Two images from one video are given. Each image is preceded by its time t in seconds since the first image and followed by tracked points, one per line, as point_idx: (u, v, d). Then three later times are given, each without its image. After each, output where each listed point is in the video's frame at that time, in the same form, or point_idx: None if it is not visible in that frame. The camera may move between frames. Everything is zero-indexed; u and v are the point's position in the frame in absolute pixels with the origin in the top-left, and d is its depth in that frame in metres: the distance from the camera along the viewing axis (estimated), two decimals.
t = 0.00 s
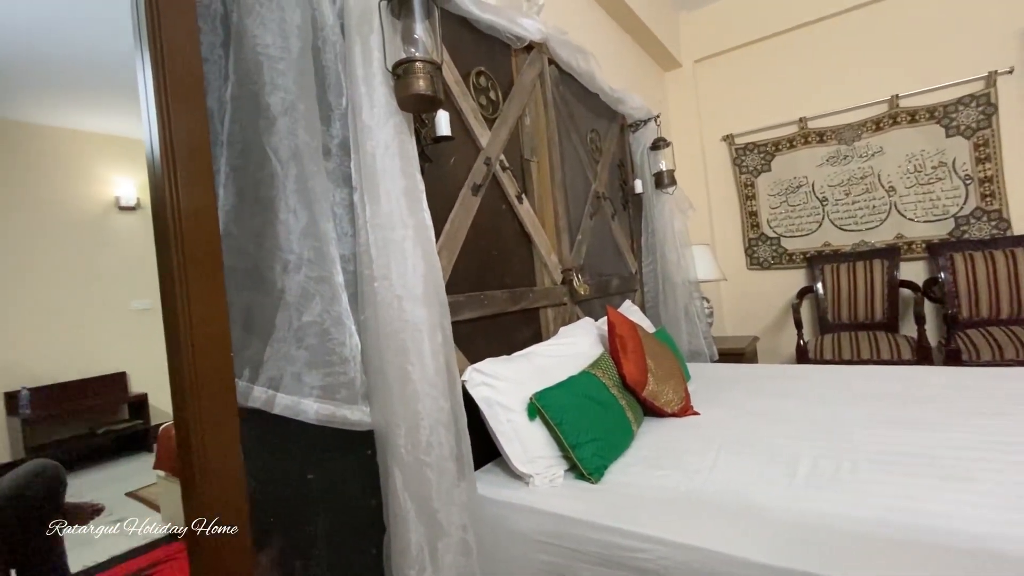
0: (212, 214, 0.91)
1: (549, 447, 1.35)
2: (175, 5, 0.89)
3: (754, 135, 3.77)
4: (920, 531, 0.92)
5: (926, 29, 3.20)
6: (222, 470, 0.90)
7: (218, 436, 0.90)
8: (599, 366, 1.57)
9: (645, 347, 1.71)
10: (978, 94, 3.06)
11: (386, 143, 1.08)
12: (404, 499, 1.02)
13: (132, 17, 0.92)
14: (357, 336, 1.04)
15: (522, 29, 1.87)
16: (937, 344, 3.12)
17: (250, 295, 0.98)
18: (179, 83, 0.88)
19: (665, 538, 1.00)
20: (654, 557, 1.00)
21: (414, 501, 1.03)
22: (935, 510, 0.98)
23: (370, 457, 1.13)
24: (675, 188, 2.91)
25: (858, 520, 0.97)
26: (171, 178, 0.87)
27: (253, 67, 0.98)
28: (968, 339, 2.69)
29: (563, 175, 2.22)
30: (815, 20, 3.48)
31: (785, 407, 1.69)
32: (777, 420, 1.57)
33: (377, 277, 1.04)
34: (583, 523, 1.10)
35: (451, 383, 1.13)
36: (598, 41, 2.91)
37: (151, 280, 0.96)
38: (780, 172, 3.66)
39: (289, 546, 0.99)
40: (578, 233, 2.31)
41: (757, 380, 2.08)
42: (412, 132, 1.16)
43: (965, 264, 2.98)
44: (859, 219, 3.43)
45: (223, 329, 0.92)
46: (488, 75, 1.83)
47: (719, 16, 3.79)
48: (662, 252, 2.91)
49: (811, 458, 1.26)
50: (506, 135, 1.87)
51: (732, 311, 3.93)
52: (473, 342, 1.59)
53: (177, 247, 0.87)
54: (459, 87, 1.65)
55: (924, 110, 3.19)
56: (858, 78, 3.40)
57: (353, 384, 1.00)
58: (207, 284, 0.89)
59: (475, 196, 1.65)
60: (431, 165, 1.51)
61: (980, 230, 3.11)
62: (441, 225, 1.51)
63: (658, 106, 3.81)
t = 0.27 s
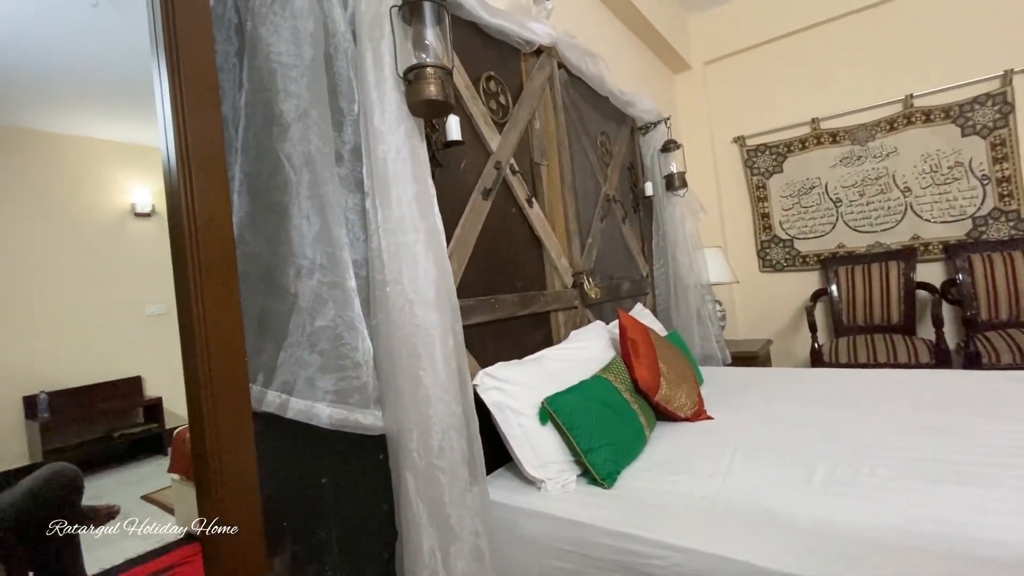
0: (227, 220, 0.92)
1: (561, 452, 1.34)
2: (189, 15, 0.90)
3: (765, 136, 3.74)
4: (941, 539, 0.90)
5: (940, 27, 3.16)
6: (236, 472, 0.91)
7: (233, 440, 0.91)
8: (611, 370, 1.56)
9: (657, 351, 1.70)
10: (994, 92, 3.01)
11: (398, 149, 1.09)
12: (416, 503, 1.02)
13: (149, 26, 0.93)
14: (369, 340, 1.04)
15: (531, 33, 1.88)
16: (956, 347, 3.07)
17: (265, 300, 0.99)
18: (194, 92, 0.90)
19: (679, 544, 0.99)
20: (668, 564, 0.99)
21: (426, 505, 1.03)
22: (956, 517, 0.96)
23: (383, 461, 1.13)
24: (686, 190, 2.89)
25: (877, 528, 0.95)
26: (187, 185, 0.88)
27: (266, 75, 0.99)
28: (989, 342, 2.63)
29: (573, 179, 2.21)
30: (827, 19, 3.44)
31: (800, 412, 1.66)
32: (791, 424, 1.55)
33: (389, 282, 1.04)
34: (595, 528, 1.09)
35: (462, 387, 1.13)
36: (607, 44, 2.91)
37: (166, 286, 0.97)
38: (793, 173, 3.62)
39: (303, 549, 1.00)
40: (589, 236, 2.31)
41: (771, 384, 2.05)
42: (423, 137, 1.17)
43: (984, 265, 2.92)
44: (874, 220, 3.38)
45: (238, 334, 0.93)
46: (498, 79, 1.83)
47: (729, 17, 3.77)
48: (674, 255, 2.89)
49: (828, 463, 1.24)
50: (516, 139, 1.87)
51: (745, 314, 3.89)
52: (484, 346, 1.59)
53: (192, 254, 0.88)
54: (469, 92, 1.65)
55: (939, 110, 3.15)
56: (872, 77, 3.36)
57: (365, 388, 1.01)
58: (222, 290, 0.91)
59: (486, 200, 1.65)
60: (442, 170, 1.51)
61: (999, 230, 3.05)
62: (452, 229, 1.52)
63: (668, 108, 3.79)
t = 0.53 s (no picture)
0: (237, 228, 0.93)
1: (570, 460, 1.33)
2: (201, 27, 0.92)
3: (773, 141, 3.73)
4: (959, 549, 0.88)
5: (949, 30, 3.13)
6: (245, 478, 0.91)
7: (242, 447, 0.91)
8: (619, 377, 1.55)
9: (666, 357, 1.69)
10: (1005, 95, 2.98)
11: (406, 156, 1.09)
12: (424, 512, 1.02)
13: (162, 40, 0.95)
14: (378, 347, 1.04)
15: (537, 41, 1.89)
16: (970, 353, 3.02)
17: (275, 307, 1.00)
18: (206, 102, 0.91)
19: (690, 554, 0.97)
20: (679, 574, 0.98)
21: (435, 513, 1.02)
22: (974, 527, 0.94)
23: (390, 469, 1.13)
24: (693, 196, 2.88)
25: (893, 538, 0.94)
26: (198, 194, 0.89)
27: (277, 86, 1.01)
28: (1003, 347, 2.59)
29: (580, 185, 2.21)
30: (834, 24, 3.43)
31: (812, 419, 1.64)
32: (803, 432, 1.53)
33: (398, 289, 1.04)
34: (605, 538, 1.08)
35: (470, 394, 1.13)
36: (613, 51, 2.92)
37: (177, 293, 0.98)
38: (801, 178, 3.60)
39: (311, 558, 0.99)
40: (596, 242, 2.30)
41: (782, 391, 2.03)
42: (431, 144, 1.18)
43: (996, 269, 2.88)
44: (884, 225, 3.35)
45: (247, 341, 0.93)
46: (504, 87, 1.84)
47: (734, 23, 3.78)
48: (681, 261, 2.88)
49: (841, 472, 1.22)
50: (523, 146, 1.88)
51: (754, 320, 3.87)
52: (492, 353, 1.59)
53: (202, 262, 0.89)
54: (476, 100, 1.66)
55: (949, 113, 3.12)
56: (880, 81, 3.34)
57: (373, 396, 1.00)
58: (232, 298, 0.91)
59: (493, 207, 1.65)
60: (450, 177, 1.52)
61: (1013, 234, 3.00)
62: (460, 235, 1.52)
63: (674, 114, 3.80)
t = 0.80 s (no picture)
0: (242, 240, 0.93)
1: (575, 473, 1.32)
2: (209, 43, 0.93)
3: (776, 151, 3.74)
4: (973, 565, 0.87)
5: (950, 41, 3.15)
6: (247, 491, 0.91)
7: (245, 460, 0.91)
8: (625, 389, 1.54)
9: (672, 369, 1.68)
10: (1009, 104, 2.98)
11: (411, 169, 1.10)
12: (428, 526, 1.01)
13: (171, 55, 0.97)
14: (382, 360, 1.04)
15: (541, 55, 1.91)
16: (980, 363, 2.99)
17: (280, 319, 1.01)
18: (213, 117, 0.92)
19: (698, 570, 0.96)
20: None
21: (439, 528, 1.01)
22: (988, 542, 0.92)
23: (394, 483, 1.11)
24: (696, 207, 2.89)
25: (905, 553, 0.92)
26: (205, 207, 0.89)
27: (284, 100, 1.02)
28: (1013, 358, 2.56)
29: (583, 197, 2.22)
30: (836, 35, 3.44)
31: (820, 431, 1.62)
32: (812, 445, 1.51)
33: (402, 301, 1.04)
34: (611, 552, 1.07)
35: (475, 407, 1.12)
36: (615, 64, 2.94)
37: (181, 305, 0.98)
38: (804, 188, 3.60)
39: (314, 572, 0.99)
40: (600, 254, 2.30)
41: (789, 402, 2.01)
42: (435, 157, 1.18)
43: (1004, 279, 2.86)
44: (889, 234, 3.33)
45: (252, 353, 0.93)
46: (508, 100, 1.86)
47: (735, 35, 3.81)
48: (686, 271, 2.87)
49: (851, 485, 1.21)
50: (526, 158, 1.88)
51: (759, 331, 3.84)
52: (496, 364, 1.58)
53: (208, 275, 0.89)
54: (480, 113, 1.67)
55: (952, 122, 3.12)
56: (883, 92, 3.35)
57: (377, 409, 1.00)
58: (235, 311, 0.91)
59: (497, 219, 1.66)
60: (454, 189, 1.53)
61: (1020, 243, 2.99)
62: (464, 247, 1.53)
63: (677, 125, 3.81)
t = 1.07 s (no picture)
0: (244, 254, 0.93)
1: (578, 489, 1.30)
2: (213, 59, 0.94)
3: (776, 164, 3.76)
4: None
5: (947, 55, 3.18)
6: (246, 508, 0.90)
7: (244, 475, 0.90)
8: (627, 403, 1.52)
9: (674, 382, 1.66)
10: (1008, 116, 2.99)
11: (412, 183, 1.11)
12: (428, 543, 0.99)
13: (175, 71, 0.98)
14: (382, 374, 1.03)
15: (541, 70, 1.93)
16: (985, 375, 2.96)
17: (280, 332, 1.00)
18: (216, 131, 0.93)
19: None
20: None
21: (439, 545, 1.00)
22: (999, 558, 0.90)
23: (394, 499, 1.10)
24: (697, 219, 2.90)
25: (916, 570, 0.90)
26: (207, 221, 0.90)
27: (287, 115, 1.03)
28: (1019, 370, 2.53)
29: (584, 210, 2.23)
30: (834, 49, 3.48)
31: (826, 445, 1.60)
32: (817, 459, 1.49)
33: (403, 314, 1.04)
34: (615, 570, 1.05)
35: (476, 421, 1.11)
36: (615, 79, 2.98)
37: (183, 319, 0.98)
38: (805, 200, 3.61)
39: None
40: (601, 266, 2.30)
41: (794, 416, 1.99)
42: (436, 171, 1.19)
43: (1008, 290, 2.85)
44: (891, 246, 3.33)
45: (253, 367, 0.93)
46: (509, 115, 1.88)
47: (734, 50, 3.85)
48: (687, 284, 2.87)
49: (858, 500, 1.19)
50: (527, 172, 1.90)
51: (762, 343, 3.83)
52: (498, 378, 1.58)
53: (209, 289, 0.89)
54: (481, 127, 1.69)
55: (952, 134, 3.13)
56: (881, 105, 3.37)
57: (377, 423, 0.99)
58: (235, 325, 0.91)
59: (498, 232, 1.67)
60: (455, 203, 1.53)
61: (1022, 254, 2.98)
62: (465, 260, 1.53)
63: (677, 139, 3.84)
